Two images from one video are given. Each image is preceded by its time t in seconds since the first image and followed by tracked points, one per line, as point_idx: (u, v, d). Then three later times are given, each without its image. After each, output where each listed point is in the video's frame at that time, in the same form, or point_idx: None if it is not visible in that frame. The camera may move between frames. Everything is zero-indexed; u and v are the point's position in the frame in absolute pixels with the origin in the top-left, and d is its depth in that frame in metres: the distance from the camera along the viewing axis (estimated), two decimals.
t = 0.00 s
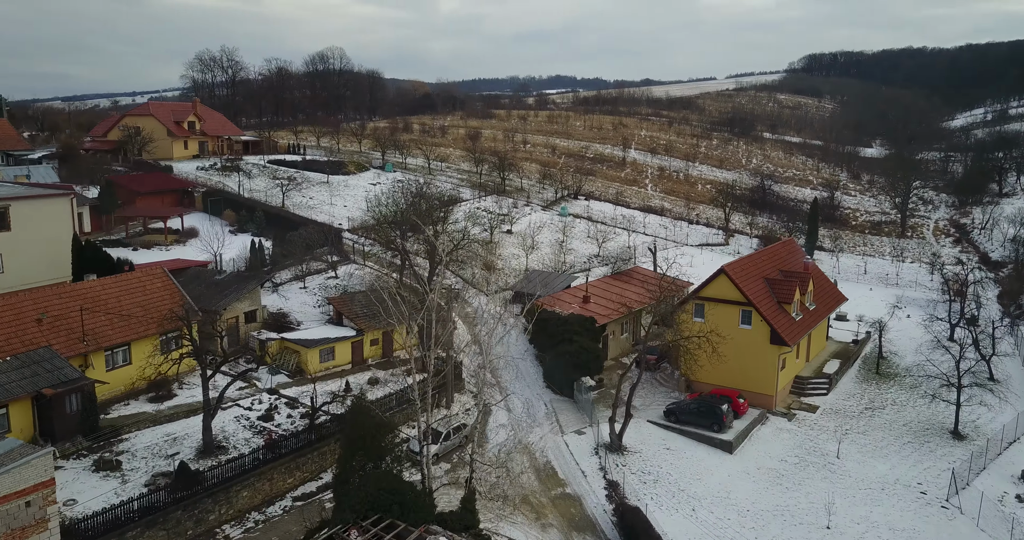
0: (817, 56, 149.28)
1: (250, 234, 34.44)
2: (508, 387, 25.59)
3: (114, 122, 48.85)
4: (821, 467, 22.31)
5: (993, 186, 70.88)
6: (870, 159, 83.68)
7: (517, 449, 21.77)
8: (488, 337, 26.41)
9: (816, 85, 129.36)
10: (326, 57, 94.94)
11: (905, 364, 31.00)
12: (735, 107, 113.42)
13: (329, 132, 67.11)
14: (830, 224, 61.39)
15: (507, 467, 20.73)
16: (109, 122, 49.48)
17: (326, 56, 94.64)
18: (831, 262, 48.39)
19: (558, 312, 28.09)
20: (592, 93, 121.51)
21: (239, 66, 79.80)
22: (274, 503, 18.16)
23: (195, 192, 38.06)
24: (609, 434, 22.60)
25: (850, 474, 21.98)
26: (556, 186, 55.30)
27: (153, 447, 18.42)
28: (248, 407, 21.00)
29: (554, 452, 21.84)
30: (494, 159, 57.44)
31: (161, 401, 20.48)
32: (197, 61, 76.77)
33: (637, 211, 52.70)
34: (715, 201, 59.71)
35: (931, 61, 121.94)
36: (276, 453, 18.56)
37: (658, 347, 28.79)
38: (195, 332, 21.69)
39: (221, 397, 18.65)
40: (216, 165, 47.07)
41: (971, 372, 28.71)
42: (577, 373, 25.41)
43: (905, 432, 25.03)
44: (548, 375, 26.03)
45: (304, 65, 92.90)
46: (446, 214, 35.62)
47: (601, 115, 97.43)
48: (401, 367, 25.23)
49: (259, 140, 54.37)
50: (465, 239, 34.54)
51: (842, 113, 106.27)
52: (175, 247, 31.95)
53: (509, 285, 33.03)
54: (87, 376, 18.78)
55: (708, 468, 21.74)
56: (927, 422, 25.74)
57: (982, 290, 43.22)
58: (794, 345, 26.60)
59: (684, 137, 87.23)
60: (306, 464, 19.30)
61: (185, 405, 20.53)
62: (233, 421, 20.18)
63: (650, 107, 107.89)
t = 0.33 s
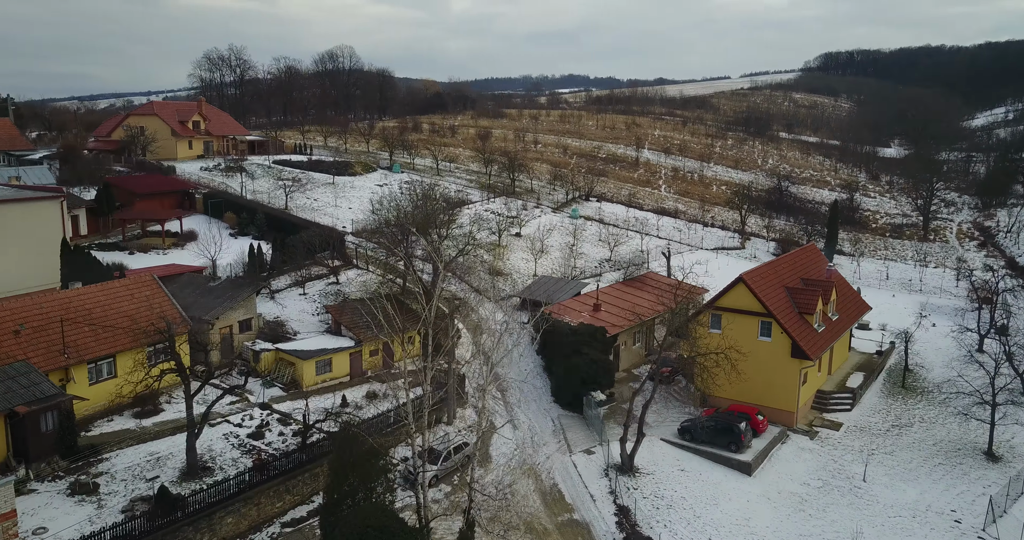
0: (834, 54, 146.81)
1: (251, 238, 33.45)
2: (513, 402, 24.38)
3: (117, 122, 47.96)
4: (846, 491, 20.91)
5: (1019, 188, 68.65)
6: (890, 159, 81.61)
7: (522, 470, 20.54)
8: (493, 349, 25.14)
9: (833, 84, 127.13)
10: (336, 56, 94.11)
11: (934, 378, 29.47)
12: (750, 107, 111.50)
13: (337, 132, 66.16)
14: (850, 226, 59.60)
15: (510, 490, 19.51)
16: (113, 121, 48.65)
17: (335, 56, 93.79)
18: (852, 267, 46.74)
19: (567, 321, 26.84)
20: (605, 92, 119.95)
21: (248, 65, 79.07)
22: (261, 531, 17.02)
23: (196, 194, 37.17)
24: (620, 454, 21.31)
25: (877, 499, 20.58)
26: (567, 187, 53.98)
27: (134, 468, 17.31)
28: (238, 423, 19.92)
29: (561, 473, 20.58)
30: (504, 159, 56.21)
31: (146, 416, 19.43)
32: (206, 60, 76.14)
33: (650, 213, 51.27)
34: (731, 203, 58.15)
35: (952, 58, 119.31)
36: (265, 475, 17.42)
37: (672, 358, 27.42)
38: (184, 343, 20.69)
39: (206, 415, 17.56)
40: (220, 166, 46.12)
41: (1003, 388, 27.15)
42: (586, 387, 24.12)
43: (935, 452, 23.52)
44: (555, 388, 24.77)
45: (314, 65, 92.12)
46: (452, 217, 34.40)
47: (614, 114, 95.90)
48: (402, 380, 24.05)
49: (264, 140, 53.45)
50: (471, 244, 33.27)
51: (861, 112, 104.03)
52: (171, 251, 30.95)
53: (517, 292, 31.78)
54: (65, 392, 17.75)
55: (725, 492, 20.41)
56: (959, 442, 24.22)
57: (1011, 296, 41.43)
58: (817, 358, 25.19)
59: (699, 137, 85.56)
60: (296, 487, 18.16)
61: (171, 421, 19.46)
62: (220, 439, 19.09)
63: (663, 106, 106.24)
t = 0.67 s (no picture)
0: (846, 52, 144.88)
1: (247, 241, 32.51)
2: (516, 415, 23.31)
3: (117, 121, 47.14)
4: (867, 514, 19.72)
5: None
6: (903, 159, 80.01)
7: (522, 489, 19.48)
8: (496, 360, 24.09)
9: (844, 82, 125.37)
10: (341, 55, 93.22)
11: (956, 390, 28.24)
12: (760, 106, 109.99)
13: (341, 131, 65.27)
14: (863, 228, 58.18)
15: (510, 512, 18.42)
16: (112, 120, 47.82)
17: (340, 54, 92.93)
18: (867, 271, 45.40)
19: (572, 329, 25.74)
20: (613, 91, 118.72)
21: (252, 64, 78.27)
22: None
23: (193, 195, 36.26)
24: (627, 472, 20.21)
25: (901, 522, 19.36)
26: (573, 187, 52.81)
27: (111, 488, 16.35)
28: (225, 439, 18.95)
29: (564, 493, 19.50)
30: (509, 159, 55.12)
31: (129, 431, 18.46)
32: (209, 58, 75.35)
33: (659, 214, 50.06)
34: (741, 204, 56.84)
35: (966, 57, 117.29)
36: (250, 497, 16.39)
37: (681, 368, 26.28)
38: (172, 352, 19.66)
39: (188, 432, 16.58)
40: (219, 166, 45.19)
41: None
42: (592, 400, 23.03)
43: (961, 471, 22.26)
44: (559, 400, 23.68)
45: (318, 63, 91.27)
46: (455, 219, 33.33)
47: (622, 113, 94.63)
48: (399, 391, 23.04)
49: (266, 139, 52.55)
50: (474, 247, 32.21)
51: (874, 109, 102.33)
52: (165, 254, 30.03)
53: (521, 298, 30.69)
54: (39, 408, 16.79)
55: (738, 514, 19.24)
56: (985, 459, 22.97)
57: None
58: (835, 371, 23.99)
59: (708, 137, 84.18)
60: (284, 508, 17.11)
61: (154, 436, 18.48)
62: (205, 456, 18.12)
63: (672, 105, 104.90)
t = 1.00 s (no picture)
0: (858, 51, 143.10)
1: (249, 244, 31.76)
2: (521, 427, 22.38)
3: (118, 120, 46.52)
4: (891, 535, 18.66)
5: None
6: (918, 159, 78.51)
7: (528, 507, 18.54)
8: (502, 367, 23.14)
9: (856, 81, 123.70)
10: (347, 54, 92.54)
11: (980, 401, 27.12)
12: (771, 105, 108.64)
13: (346, 130, 64.54)
14: (878, 230, 56.88)
15: (514, 531, 17.48)
16: (114, 120, 47.20)
17: (347, 53, 92.29)
18: (883, 275, 44.17)
19: (580, 336, 24.79)
20: (621, 90, 117.54)
21: (257, 62, 77.68)
22: None
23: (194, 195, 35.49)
24: (637, 489, 19.25)
25: None
26: (582, 188, 51.80)
27: (94, 506, 15.49)
28: (216, 452, 18.13)
29: (571, 511, 18.54)
30: (516, 159, 54.19)
31: (115, 444, 17.65)
32: (214, 57, 74.74)
33: (669, 215, 48.99)
34: (753, 204, 55.67)
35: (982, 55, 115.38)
36: (240, 517, 15.44)
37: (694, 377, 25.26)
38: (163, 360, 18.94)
39: (175, 447, 15.73)
40: (222, 166, 44.43)
41: None
42: (601, 411, 22.05)
43: (989, 488, 21.15)
44: (567, 411, 22.74)
45: (325, 62, 90.63)
46: (460, 220, 32.41)
47: (631, 113, 93.50)
48: (400, 401, 22.17)
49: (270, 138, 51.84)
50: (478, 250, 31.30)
51: (888, 104, 100.58)
52: (161, 257, 29.26)
53: (527, 303, 29.74)
54: (20, 421, 16.00)
55: (755, 535, 18.23)
56: (1014, 475, 21.85)
57: None
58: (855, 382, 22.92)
59: (718, 136, 82.93)
60: (276, 529, 16.16)
61: (142, 450, 17.65)
62: (194, 472, 17.29)
63: (682, 104, 103.66)
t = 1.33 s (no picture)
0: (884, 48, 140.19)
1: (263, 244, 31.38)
2: (538, 437, 21.59)
3: (136, 119, 46.39)
4: None
5: None
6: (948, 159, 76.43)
7: (544, 522, 17.75)
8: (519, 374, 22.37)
9: (883, 78, 121.08)
10: (366, 52, 92.28)
11: (1020, 414, 25.81)
12: (795, 103, 106.63)
13: (364, 129, 64.16)
14: (907, 232, 55.24)
15: None
16: (132, 118, 47.09)
17: (367, 52, 92.11)
18: (914, 279, 42.71)
19: (599, 342, 23.97)
20: (642, 89, 116.12)
21: (277, 60, 77.62)
22: None
23: (209, 195, 35.19)
24: (659, 505, 18.37)
25: None
26: (602, 188, 50.86)
27: (95, 518, 14.96)
28: (223, 462, 17.58)
29: (590, 527, 17.72)
30: (535, 158, 53.39)
31: (120, 452, 17.16)
32: (234, 56, 74.70)
33: (691, 216, 47.89)
34: (777, 205, 54.33)
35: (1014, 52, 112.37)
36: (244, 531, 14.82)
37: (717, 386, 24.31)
38: (169, 365, 18.41)
39: (178, 457, 15.17)
40: (238, 164, 44.12)
41: None
42: (620, 422, 21.19)
43: None
44: (585, 422, 21.91)
45: (344, 61, 90.44)
46: (476, 220, 31.69)
47: (652, 111, 92.20)
48: (413, 408, 21.52)
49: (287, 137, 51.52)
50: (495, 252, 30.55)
51: (916, 101, 98.12)
52: (175, 257, 28.93)
53: (545, 307, 28.93)
54: (21, 429, 15.54)
55: None
56: None
57: None
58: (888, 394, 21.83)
59: (741, 135, 81.41)
60: None
61: (146, 458, 17.12)
62: (199, 482, 16.74)
63: (704, 103, 102.10)
